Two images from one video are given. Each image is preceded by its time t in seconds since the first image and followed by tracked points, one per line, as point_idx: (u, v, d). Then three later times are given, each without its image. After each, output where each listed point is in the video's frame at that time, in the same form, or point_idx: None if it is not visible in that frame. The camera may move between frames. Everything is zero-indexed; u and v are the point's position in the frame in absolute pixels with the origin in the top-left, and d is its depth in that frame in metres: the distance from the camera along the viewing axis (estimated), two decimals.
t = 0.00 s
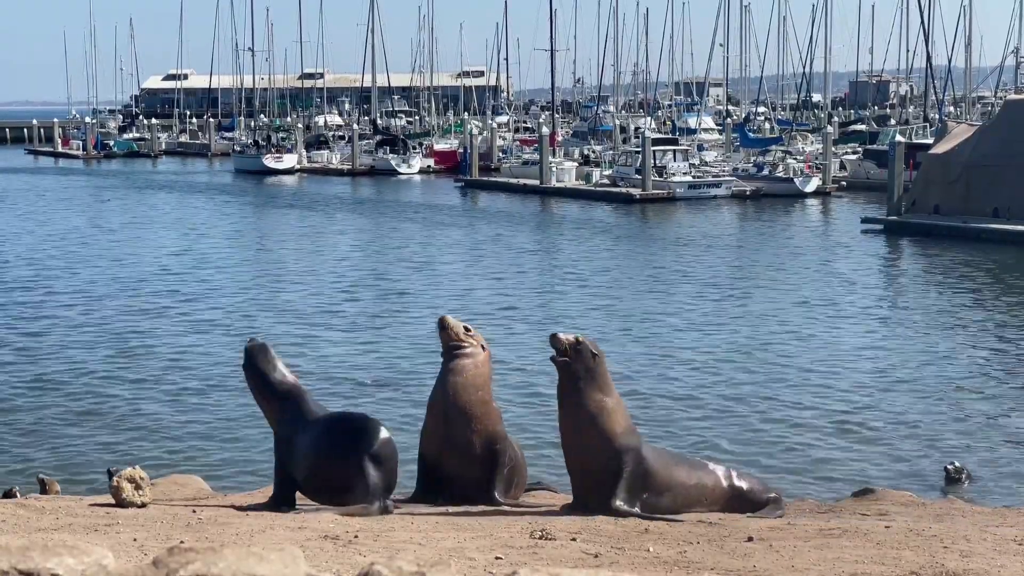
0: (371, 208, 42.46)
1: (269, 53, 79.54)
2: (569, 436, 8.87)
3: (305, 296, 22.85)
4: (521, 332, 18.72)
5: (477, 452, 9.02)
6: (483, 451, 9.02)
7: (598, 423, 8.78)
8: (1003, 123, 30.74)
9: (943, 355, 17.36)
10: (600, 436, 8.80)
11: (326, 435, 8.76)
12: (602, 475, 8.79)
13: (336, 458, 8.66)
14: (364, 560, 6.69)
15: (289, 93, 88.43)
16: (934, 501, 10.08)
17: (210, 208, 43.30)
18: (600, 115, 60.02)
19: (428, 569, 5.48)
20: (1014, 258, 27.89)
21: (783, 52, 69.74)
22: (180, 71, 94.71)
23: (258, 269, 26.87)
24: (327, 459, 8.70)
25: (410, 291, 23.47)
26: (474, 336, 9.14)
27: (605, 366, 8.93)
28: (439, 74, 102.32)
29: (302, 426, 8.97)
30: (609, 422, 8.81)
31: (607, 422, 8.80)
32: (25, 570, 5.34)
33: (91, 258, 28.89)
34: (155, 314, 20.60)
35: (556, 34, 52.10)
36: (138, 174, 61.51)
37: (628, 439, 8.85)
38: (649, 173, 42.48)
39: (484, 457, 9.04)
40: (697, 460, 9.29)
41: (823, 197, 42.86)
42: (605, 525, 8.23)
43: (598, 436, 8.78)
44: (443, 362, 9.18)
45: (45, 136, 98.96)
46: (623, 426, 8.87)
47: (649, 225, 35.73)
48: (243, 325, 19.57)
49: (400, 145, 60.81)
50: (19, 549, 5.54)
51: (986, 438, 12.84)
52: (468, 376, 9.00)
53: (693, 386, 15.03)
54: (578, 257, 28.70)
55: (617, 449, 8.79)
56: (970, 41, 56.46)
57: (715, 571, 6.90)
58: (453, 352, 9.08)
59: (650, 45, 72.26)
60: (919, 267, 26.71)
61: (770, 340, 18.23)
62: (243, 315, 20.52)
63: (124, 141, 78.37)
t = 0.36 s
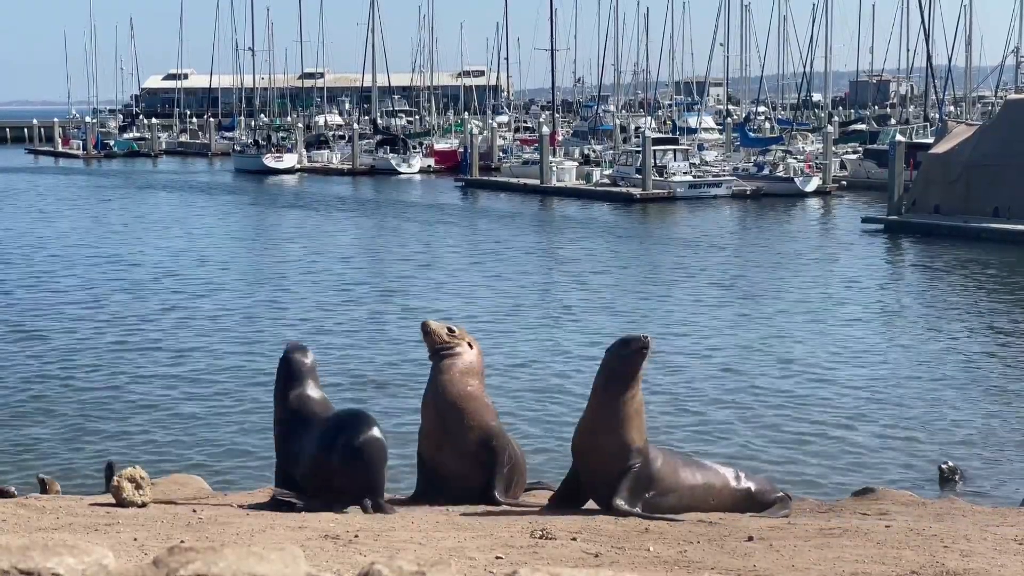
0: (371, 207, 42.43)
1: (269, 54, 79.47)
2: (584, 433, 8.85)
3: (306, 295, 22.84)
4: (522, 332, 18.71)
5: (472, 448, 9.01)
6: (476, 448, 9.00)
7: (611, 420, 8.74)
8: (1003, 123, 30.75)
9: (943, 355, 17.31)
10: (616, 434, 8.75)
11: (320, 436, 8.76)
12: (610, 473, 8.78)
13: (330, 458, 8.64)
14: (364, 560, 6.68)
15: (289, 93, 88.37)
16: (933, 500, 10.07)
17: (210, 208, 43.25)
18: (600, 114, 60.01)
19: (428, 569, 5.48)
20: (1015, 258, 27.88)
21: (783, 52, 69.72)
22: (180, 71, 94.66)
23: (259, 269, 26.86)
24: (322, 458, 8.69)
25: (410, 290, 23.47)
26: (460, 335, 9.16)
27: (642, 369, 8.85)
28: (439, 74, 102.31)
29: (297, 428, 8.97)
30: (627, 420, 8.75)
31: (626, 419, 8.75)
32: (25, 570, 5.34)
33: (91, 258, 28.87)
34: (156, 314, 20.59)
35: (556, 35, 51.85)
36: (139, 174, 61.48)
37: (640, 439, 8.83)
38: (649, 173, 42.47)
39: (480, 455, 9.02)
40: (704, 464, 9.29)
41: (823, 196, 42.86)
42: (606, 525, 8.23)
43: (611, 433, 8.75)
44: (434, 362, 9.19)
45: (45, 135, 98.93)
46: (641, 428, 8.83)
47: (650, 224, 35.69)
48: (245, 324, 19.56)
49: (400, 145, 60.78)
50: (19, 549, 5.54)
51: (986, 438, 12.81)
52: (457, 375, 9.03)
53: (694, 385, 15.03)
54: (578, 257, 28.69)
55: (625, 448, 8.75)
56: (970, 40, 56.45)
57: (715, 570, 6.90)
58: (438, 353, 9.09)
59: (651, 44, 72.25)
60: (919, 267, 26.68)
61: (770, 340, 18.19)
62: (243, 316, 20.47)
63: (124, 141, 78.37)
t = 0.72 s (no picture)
0: (371, 207, 42.42)
1: (269, 53, 79.41)
2: (573, 431, 8.84)
3: (306, 295, 22.83)
4: (522, 331, 18.70)
5: (475, 445, 9.00)
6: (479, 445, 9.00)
7: (601, 420, 8.74)
8: (1004, 122, 30.72)
9: (943, 354, 17.29)
10: (606, 434, 8.75)
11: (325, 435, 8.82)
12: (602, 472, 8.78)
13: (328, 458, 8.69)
14: (365, 560, 6.68)
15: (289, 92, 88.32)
16: (933, 500, 10.06)
17: (210, 207, 43.24)
18: (599, 114, 60.02)
19: (428, 569, 5.48)
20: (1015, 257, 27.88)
21: (783, 51, 69.71)
22: (180, 70, 94.62)
23: (259, 268, 26.83)
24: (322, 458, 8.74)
25: (411, 290, 23.46)
26: (473, 329, 9.14)
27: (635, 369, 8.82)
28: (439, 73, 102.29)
29: (304, 428, 9.05)
30: (615, 420, 8.76)
31: (614, 420, 8.75)
32: (25, 569, 5.33)
33: (91, 258, 28.85)
34: (156, 314, 20.58)
35: (556, 33, 51.83)
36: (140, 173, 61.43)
37: (631, 437, 8.84)
38: (650, 172, 42.48)
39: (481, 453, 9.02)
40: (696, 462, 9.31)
41: (823, 195, 42.87)
42: (606, 525, 8.23)
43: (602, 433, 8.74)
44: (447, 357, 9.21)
45: (45, 134, 98.84)
46: (631, 427, 8.85)
47: (650, 224, 35.68)
48: (245, 324, 19.55)
49: (400, 145, 60.76)
50: (20, 549, 5.55)
51: (988, 438, 12.79)
52: (470, 368, 9.04)
53: (695, 385, 15.01)
54: (579, 257, 28.69)
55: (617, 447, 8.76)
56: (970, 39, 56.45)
57: (716, 570, 6.90)
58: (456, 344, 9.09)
59: (651, 44, 72.26)
60: (920, 267, 26.65)
61: (771, 340, 18.17)
62: (243, 315, 20.44)
63: (124, 141, 78.31)
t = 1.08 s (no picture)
0: (371, 206, 42.44)
1: (269, 53, 79.40)
2: (568, 434, 8.80)
3: (308, 294, 22.85)
4: (523, 330, 18.72)
5: (473, 448, 8.97)
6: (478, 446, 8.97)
7: (599, 420, 8.71)
8: (1004, 121, 30.70)
9: (944, 353, 17.28)
10: (601, 435, 8.71)
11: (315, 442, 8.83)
12: (599, 473, 8.75)
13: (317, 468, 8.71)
14: (365, 559, 6.68)
15: (290, 92, 88.31)
16: (935, 499, 10.06)
17: (211, 207, 43.26)
18: (599, 113, 60.02)
19: (429, 568, 5.47)
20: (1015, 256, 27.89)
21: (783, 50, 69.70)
22: (180, 70, 94.62)
23: (260, 268, 26.84)
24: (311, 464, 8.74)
25: (411, 289, 23.47)
26: (482, 332, 9.16)
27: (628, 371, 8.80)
28: (439, 73, 102.25)
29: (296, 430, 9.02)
30: (611, 419, 8.73)
31: (610, 421, 8.73)
32: (26, 569, 5.32)
33: (92, 257, 28.86)
34: (158, 313, 20.59)
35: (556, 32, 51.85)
36: (140, 173, 61.41)
37: (627, 436, 8.81)
38: (650, 171, 42.48)
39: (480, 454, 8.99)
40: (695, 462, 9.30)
41: (824, 195, 42.88)
42: (606, 524, 8.23)
43: (599, 433, 8.70)
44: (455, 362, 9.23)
45: (45, 133, 98.79)
46: (628, 427, 8.84)
47: (650, 223, 35.70)
48: (247, 323, 19.57)
49: (401, 144, 60.74)
50: (20, 549, 5.54)
51: (989, 437, 12.77)
52: (475, 372, 9.02)
53: (696, 384, 15.02)
54: (579, 256, 28.71)
55: (614, 447, 8.73)
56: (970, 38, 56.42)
57: (716, 569, 6.89)
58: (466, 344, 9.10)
59: (651, 44, 72.25)
60: (921, 266, 26.64)
61: (772, 339, 18.15)
62: (242, 314, 20.42)
63: (124, 141, 78.29)
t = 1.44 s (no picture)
0: (371, 206, 42.43)
1: (269, 53, 79.39)
2: (566, 434, 8.81)
3: (308, 294, 22.87)
4: (523, 329, 18.74)
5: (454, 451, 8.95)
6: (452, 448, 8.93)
7: (597, 419, 8.72)
8: (1005, 121, 30.68)
9: (945, 353, 17.29)
10: (599, 435, 8.72)
11: (300, 445, 8.83)
12: (596, 472, 8.77)
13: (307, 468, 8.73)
14: (366, 559, 6.69)
15: (290, 91, 88.30)
16: (936, 499, 10.05)
17: (211, 206, 43.29)
18: (599, 113, 59.99)
19: (429, 568, 5.47)
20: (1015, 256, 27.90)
21: (783, 49, 69.71)
22: (181, 69, 94.62)
23: (260, 267, 26.85)
24: (297, 467, 8.77)
25: (412, 288, 23.48)
26: (405, 342, 9.15)
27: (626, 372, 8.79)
28: (439, 72, 102.22)
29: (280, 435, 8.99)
30: (609, 419, 8.73)
31: (609, 420, 8.73)
32: (26, 569, 5.32)
33: (93, 257, 28.88)
34: (158, 313, 20.60)
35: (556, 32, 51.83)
36: (141, 173, 61.40)
37: (625, 436, 8.81)
38: (650, 171, 42.47)
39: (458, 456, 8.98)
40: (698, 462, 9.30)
41: (824, 195, 42.87)
42: (606, 523, 8.22)
43: (597, 433, 8.71)
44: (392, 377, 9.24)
45: (46, 133, 98.81)
46: (627, 427, 8.83)
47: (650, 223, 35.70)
48: (248, 323, 19.58)
49: (401, 144, 60.73)
50: (21, 548, 5.55)
51: (989, 437, 12.76)
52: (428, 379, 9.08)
53: (697, 383, 15.03)
54: (579, 255, 28.72)
55: (611, 446, 8.73)
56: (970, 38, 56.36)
57: (716, 569, 6.89)
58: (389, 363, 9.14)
59: (651, 43, 72.22)
60: (921, 266, 26.62)
61: (772, 338, 18.14)
62: (242, 314, 20.43)
63: (125, 140, 78.29)
